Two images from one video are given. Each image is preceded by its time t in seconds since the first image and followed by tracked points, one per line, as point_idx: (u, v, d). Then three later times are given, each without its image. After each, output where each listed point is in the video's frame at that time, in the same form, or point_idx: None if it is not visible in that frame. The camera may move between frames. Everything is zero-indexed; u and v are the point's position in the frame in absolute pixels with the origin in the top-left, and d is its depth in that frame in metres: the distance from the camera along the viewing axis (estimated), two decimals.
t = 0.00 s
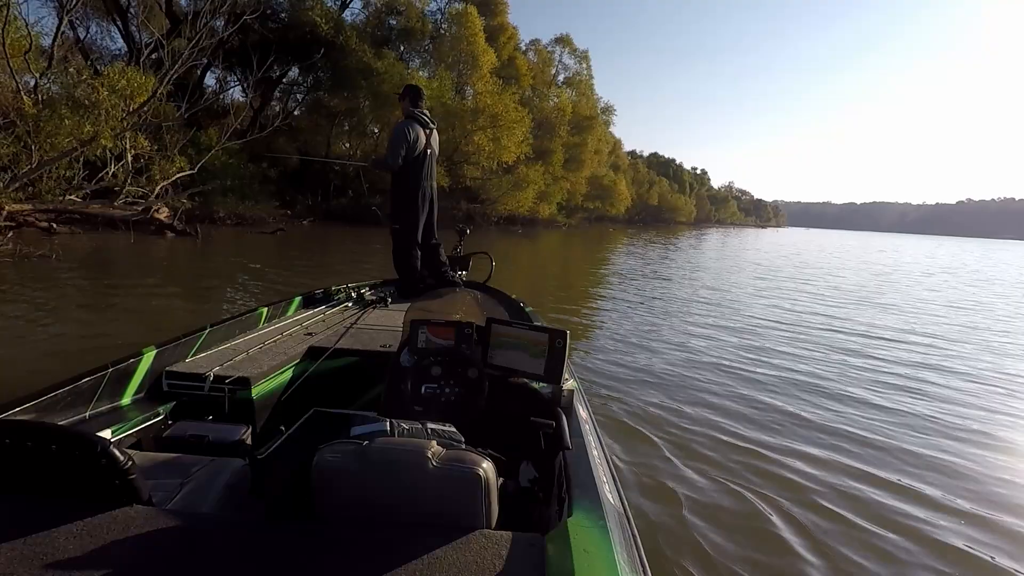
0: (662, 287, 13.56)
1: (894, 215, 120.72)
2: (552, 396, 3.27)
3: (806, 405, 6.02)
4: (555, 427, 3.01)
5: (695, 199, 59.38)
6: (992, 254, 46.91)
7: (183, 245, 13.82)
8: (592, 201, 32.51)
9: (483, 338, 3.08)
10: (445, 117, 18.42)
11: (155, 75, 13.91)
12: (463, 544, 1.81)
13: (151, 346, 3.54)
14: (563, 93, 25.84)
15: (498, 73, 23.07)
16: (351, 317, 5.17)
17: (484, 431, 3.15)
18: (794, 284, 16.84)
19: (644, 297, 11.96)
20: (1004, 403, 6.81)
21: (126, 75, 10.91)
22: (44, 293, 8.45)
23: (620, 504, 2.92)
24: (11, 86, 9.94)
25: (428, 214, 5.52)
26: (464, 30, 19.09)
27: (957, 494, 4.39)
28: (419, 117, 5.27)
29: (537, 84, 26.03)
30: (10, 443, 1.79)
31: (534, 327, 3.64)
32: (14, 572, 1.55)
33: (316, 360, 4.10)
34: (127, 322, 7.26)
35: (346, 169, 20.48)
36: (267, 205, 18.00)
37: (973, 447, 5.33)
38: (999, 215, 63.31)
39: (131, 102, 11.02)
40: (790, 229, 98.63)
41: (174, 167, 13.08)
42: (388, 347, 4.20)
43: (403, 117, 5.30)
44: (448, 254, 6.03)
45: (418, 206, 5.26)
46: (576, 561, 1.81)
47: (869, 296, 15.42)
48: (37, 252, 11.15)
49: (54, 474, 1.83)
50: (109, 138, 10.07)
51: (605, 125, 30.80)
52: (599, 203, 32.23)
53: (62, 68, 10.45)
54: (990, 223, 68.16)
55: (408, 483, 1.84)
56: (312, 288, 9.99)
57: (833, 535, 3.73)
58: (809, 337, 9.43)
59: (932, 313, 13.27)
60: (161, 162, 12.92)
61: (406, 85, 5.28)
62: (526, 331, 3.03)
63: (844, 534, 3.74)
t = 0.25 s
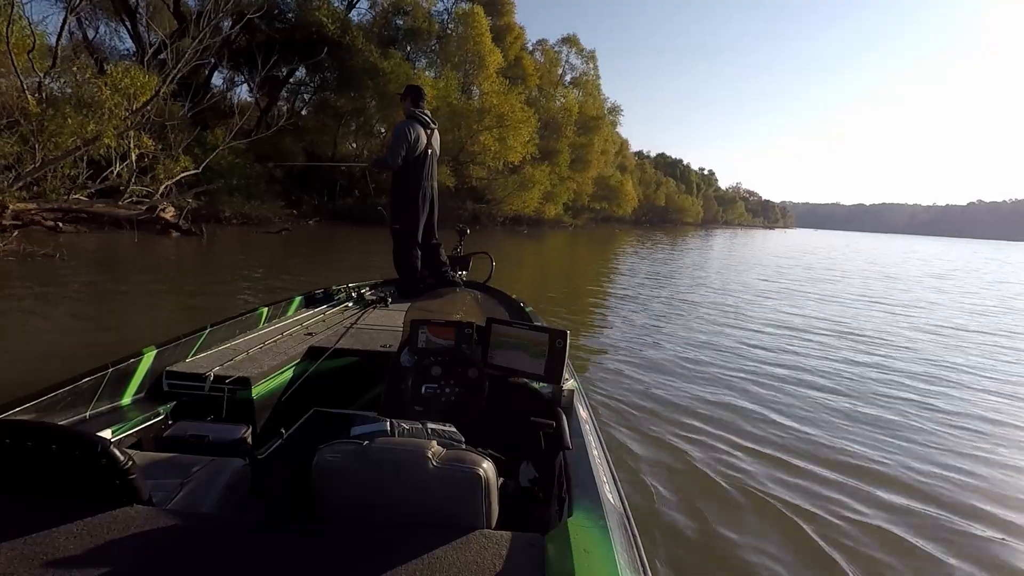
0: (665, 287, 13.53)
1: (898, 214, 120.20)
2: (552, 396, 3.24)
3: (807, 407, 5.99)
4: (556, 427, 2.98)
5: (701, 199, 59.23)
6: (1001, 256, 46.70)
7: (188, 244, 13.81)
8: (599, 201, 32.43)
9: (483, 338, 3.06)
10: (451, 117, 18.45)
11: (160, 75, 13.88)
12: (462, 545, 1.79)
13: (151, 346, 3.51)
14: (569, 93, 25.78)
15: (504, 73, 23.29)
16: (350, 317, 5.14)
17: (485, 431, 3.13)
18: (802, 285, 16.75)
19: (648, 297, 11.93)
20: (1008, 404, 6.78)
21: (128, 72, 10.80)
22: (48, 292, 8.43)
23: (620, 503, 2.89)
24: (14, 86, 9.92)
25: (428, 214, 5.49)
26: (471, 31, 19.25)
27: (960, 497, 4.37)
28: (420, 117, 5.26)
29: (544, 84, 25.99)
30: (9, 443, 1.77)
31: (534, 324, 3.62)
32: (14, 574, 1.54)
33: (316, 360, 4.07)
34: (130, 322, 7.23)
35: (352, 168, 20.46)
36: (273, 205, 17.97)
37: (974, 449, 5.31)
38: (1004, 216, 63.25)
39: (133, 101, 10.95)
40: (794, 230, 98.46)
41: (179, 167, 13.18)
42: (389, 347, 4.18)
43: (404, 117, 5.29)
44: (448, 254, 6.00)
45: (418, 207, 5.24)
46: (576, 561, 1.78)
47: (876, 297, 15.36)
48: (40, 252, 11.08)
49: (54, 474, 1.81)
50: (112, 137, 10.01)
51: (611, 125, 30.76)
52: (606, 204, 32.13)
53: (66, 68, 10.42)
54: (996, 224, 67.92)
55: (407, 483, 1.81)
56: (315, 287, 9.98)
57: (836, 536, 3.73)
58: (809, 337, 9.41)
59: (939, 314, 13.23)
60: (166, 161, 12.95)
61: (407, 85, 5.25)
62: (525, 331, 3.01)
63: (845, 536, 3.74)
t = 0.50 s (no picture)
0: (668, 288, 13.50)
1: (902, 215, 119.87)
2: (552, 396, 3.23)
3: (809, 406, 5.96)
4: (556, 427, 2.97)
5: (708, 200, 59.09)
6: (1010, 258, 46.45)
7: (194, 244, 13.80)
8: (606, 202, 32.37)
9: (483, 338, 3.05)
10: (457, 117, 18.48)
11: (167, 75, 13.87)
12: (461, 545, 1.78)
13: (151, 346, 3.50)
14: (576, 93, 25.73)
15: (510, 73, 23.17)
16: (350, 317, 5.12)
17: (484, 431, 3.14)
18: (809, 286, 16.70)
19: (653, 297, 11.91)
20: (1013, 405, 6.73)
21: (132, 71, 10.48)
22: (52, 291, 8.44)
23: (620, 503, 2.88)
24: (19, 85, 9.90)
25: (428, 215, 5.48)
26: (476, 30, 19.13)
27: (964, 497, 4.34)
28: (421, 117, 5.23)
29: (551, 84, 25.94)
30: (9, 442, 1.76)
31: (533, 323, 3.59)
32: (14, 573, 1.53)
33: (316, 360, 4.06)
34: (134, 321, 7.24)
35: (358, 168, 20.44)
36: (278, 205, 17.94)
37: (978, 449, 5.27)
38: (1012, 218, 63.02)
39: (138, 100, 10.65)
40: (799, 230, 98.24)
41: (182, 167, 13.11)
42: (389, 347, 4.16)
43: (405, 117, 5.28)
44: (449, 254, 6.00)
45: (417, 208, 5.23)
46: (577, 562, 1.76)
47: (885, 299, 15.28)
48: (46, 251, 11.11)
49: (54, 473, 1.80)
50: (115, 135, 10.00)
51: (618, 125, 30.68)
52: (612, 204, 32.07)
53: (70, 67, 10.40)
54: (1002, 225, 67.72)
55: (406, 482, 1.80)
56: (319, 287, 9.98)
57: (838, 534, 3.70)
58: (813, 337, 9.37)
59: (946, 316, 13.18)
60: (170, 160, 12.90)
61: (408, 86, 5.24)
62: (524, 331, 2.99)
63: (848, 534, 3.71)
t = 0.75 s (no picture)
0: (670, 287, 13.61)
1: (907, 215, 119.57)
2: (552, 396, 3.35)
3: (804, 404, 6.06)
4: (556, 427, 3.09)
5: (715, 200, 59.05)
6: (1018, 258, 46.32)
7: (201, 245, 13.93)
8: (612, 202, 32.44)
9: (483, 338, 3.17)
10: (463, 117, 18.69)
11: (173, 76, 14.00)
12: (463, 544, 1.90)
13: (151, 346, 3.63)
14: (582, 94, 25.82)
15: (516, 74, 23.26)
16: (349, 317, 5.24)
17: (484, 429, 3.26)
18: (814, 286, 16.76)
19: (655, 297, 12.02)
20: (1007, 403, 6.82)
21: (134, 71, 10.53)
22: (58, 291, 8.61)
23: (620, 503, 2.99)
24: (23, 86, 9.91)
25: (428, 214, 5.61)
26: (482, 31, 19.27)
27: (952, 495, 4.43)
28: (421, 117, 5.36)
29: (557, 84, 26.05)
30: (11, 443, 1.88)
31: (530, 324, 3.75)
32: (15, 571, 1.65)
33: (316, 360, 4.19)
34: (140, 320, 7.39)
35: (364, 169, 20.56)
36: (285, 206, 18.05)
37: (968, 447, 5.36)
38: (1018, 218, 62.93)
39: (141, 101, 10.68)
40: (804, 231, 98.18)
41: (187, 167, 13.16)
42: (388, 347, 4.29)
43: (405, 117, 5.40)
44: (449, 253, 6.12)
45: (419, 205, 5.36)
46: (576, 563, 1.88)
47: (890, 299, 15.34)
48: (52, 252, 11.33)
49: (55, 472, 1.92)
50: (116, 137, 9.88)
51: (625, 125, 30.74)
52: (619, 205, 32.11)
53: (73, 69, 10.40)
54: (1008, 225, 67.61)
55: (409, 482, 1.92)
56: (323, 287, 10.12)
57: (825, 530, 3.80)
58: (811, 336, 9.48)
59: (949, 316, 13.24)
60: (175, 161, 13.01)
61: (409, 85, 5.39)
62: (525, 331, 3.11)
63: (835, 529, 3.82)
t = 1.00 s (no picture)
0: (675, 288, 13.54)
1: (911, 216, 119.16)
2: (552, 396, 3.27)
3: (810, 405, 5.97)
4: (556, 427, 3.02)
5: (721, 201, 58.86)
6: None
7: (206, 245, 13.88)
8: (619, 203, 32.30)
9: (483, 338, 3.10)
10: (468, 118, 18.66)
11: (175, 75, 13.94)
12: (461, 544, 1.83)
13: (151, 346, 3.56)
14: (588, 94, 25.69)
15: (522, 74, 23.23)
16: (350, 317, 5.17)
17: (483, 429, 3.19)
18: (822, 287, 16.64)
19: (660, 297, 11.94)
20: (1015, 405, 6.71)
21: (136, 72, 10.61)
22: (61, 291, 8.58)
23: (620, 503, 2.92)
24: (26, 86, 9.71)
25: (428, 214, 5.54)
26: (488, 31, 19.24)
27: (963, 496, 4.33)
28: (421, 117, 5.29)
29: (563, 84, 25.97)
30: (10, 443, 1.81)
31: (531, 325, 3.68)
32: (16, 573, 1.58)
33: (316, 360, 4.12)
34: (143, 321, 7.33)
35: (369, 169, 20.49)
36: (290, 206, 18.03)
37: (978, 448, 5.26)
38: None
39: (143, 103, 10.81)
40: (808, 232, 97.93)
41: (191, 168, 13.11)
42: (389, 347, 4.22)
43: (405, 117, 5.33)
44: (449, 253, 6.06)
45: (416, 207, 5.27)
46: (576, 563, 1.81)
47: (899, 300, 15.21)
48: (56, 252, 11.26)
49: (55, 472, 1.85)
50: (119, 138, 9.95)
51: (631, 126, 30.65)
52: (625, 206, 31.99)
53: (76, 68, 10.27)
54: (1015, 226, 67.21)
55: (408, 482, 1.85)
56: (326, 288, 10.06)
57: (834, 532, 3.72)
58: (816, 337, 9.39)
59: (959, 318, 13.13)
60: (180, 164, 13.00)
61: (407, 85, 5.29)
62: (525, 331, 3.03)
63: (842, 531, 3.73)
